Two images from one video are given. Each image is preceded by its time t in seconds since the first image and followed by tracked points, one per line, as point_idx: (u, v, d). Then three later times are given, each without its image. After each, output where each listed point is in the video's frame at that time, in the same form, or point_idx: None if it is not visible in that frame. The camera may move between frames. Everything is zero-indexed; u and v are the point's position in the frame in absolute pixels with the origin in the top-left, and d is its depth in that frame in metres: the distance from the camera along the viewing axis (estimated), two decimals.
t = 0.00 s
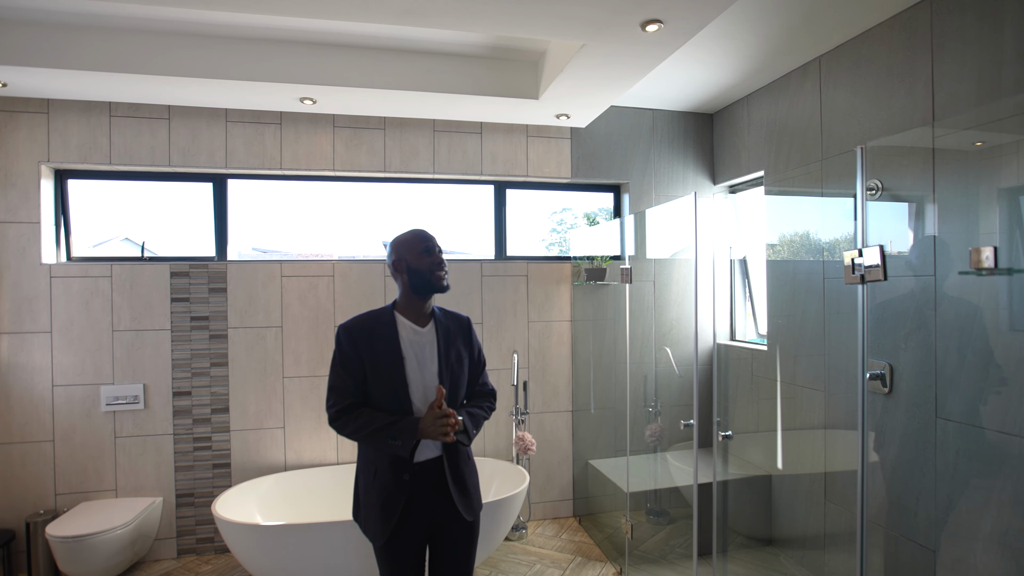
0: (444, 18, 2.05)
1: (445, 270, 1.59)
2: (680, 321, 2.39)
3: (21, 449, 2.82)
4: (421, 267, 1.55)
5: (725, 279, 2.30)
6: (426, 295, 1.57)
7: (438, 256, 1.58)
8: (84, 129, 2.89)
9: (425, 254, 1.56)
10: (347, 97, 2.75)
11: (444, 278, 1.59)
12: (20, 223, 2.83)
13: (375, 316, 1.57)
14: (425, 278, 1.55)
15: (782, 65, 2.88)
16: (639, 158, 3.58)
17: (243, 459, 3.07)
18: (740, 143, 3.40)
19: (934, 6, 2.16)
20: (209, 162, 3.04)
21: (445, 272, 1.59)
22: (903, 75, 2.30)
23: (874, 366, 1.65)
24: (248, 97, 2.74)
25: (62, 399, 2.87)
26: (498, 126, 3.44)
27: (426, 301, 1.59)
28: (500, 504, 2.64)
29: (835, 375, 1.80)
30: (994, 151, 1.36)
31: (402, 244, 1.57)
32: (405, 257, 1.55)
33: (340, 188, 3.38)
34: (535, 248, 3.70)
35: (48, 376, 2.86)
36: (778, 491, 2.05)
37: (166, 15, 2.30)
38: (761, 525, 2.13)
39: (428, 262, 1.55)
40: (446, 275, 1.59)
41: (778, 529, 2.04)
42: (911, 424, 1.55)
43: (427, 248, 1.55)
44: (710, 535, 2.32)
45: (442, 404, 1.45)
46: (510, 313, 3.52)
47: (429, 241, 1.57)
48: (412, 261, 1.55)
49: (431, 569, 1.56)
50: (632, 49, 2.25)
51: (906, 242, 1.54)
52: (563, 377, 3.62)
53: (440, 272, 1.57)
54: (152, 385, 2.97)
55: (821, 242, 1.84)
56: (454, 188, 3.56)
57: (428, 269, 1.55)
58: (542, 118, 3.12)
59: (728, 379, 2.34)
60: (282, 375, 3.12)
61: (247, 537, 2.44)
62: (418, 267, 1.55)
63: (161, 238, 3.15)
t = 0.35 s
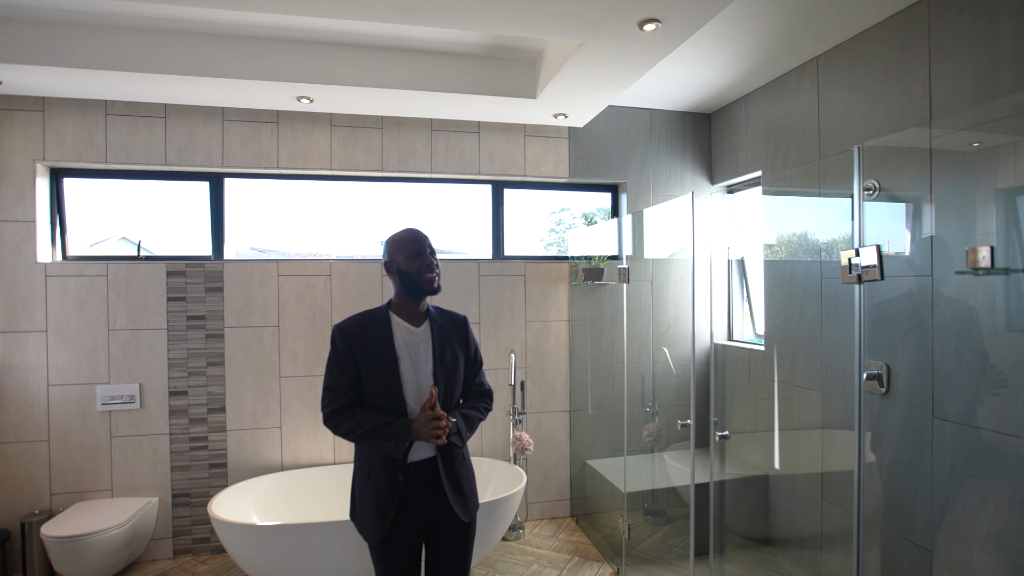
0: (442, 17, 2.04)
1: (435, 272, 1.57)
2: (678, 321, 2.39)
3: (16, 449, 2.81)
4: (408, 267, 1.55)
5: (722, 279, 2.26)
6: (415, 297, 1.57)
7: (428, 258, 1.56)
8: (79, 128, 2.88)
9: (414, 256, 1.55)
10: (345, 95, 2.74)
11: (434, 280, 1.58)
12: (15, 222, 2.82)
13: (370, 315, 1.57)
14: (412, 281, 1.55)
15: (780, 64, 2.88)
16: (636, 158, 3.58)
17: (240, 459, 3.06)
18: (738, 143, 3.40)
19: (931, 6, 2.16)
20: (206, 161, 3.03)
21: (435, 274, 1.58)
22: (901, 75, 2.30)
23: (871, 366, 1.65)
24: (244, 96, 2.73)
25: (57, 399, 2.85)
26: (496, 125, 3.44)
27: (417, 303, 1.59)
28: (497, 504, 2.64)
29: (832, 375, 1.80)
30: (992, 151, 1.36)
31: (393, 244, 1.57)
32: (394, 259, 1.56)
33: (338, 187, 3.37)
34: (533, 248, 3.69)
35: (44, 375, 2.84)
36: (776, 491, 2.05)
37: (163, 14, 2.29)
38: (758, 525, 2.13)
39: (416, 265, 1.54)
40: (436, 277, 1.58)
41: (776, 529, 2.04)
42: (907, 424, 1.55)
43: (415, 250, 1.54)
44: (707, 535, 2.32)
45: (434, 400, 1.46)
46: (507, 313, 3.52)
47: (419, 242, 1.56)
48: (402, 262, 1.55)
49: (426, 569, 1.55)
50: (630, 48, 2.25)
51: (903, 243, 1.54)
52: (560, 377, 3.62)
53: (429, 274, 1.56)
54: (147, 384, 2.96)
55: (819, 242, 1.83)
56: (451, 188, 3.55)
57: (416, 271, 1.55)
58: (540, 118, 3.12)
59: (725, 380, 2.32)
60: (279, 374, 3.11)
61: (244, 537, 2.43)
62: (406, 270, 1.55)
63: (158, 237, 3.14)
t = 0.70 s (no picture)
0: (442, 20, 2.05)
1: (411, 283, 1.56)
2: (677, 322, 2.41)
3: (18, 450, 2.82)
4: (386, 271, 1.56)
5: (721, 280, 2.27)
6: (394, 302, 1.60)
7: (406, 267, 1.55)
8: (81, 130, 2.89)
9: (393, 263, 1.55)
10: (345, 98, 2.76)
11: (410, 290, 1.57)
12: (17, 223, 2.83)
13: (369, 317, 1.57)
14: (390, 287, 1.57)
15: (779, 67, 2.90)
16: (636, 159, 3.60)
17: (241, 459, 3.07)
18: (737, 145, 3.41)
19: (928, 10, 2.18)
20: (207, 163, 3.04)
21: (412, 284, 1.56)
22: (898, 77, 2.32)
23: (870, 366, 1.67)
24: (246, 98, 2.74)
25: (59, 400, 2.86)
26: (496, 127, 3.45)
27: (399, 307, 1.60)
28: (497, 504, 2.65)
29: (830, 375, 1.82)
30: (987, 152, 1.37)
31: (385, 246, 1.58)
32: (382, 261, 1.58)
33: (338, 188, 3.39)
34: (533, 249, 3.70)
35: (45, 377, 2.85)
36: (775, 491, 2.07)
37: (164, 17, 2.31)
38: (757, 525, 2.15)
39: (392, 272, 1.55)
40: (410, 289, 1.56)
41: (775, 529, 2.05)
42: (905, 424, 1.57)
43: (392, 258, 1.53)
44: (707, 534, 2.34)
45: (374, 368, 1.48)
46: (507, 313, 3.53)
47: (399, 250, 1.53)
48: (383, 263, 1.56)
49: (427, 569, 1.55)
50: (630, 51, 2.27)
51: (901, 244, 1.56)
52: (560, 377, 3.63)
53: (403, 284, 1.56)
54: (149, 385, 2.97)
55: (818, 242, 1.85)
56: (451, 189, 3.57)
57: (392, 279, 1.56)
58: (540, 120, 3.13)
59: (724, 380, 2.33)
60: (280, 375, 3.12)
61: (245, 538, 2.44)
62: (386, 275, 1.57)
63: (159, 238, 3.15)
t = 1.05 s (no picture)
0: (442, 21, 2.06)
1: (422, 280, 1.56)
2: (676, 322, 2.42)
3: (17, 450, 2.81)
4: (394, 278, 1.53)
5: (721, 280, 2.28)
6: (405, 308, 1.57)
7: (413, 267, 1.54)
8: (80, 130, 2.89)
9: (399, 268, 1.53)
10: (345, 98, 2.76)
11: (423, 288, 1.57)
12: (16, 224, 2.83)
13: (364, 318, 1.58)
14: (401, 294, 1.54)
15: (778, 68, 2.90)
16: (635, 159, 3.60)
17: (240, 460, 3.07)
18: (736, 145, 3.42)
19: (926, 11, 2.19)
20: (206, 163, 3.04)
21: (423, 282, 1.57)
22: (896, 78, 2.32)
23: (868, 366, 1.67)
24: (245, 99, 2.74)
25: (58, 400, 2.86)
26: (495, 127, 3.45)
27: (409, 311, 1.59)
28: (497, 504, 2.65)
29: (829, 375, 1.82)
30: (986, 153, 1.37)
31: (376, 257, 1.54)
32: (381, 272, 1.54)
33: (338, 188, 3.39)
34: (532, 249, 3.71)
35: (45, 377, 2.85)
36: (774, 491, 2.07)
37: (164, 17, 2.31)
38: (757, 525, 2.15)
39: (402, 278, 1.53)
40: (424, 286, 1.56)
41: (774, 529, 2.06)
42: (903, 424, 1.57)
43: (398, 263, 1.51)
44: (706, 534, 2.34)
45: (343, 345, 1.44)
46: (506, 314, 3.53)
47: (402, 251, 1.53)
48: (388, 273, 1.53)
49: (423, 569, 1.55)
50: (629, 52, 2.27)
51: (899, 244, 1.56)
52: (559, 377, 3.64)
53: (416, 284, 1.55)
54: (148, 385, 2.97)
55: (817, 243, 1.85)
56: (451, 189, 3.57)
57: (403, 284, 1.53)
58: (539, 120, 3.14)
59: (723, 380, 2.33)
60: (279, 375, 3.12)
61: (245, 538, 2.45)
62: (394, 284, 1.53)
63: (158, 239, 3.15)
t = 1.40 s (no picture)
0: (441, 22, 2.06)
1: (409, 285, 1.54)
2: (675, 323, 2.43)
3: (16, 451, 2.81)
4: (381, 278, 1.53)
5: (720, 280, 2.29)
6: (394, 307, 1.58)
7: (400, 270, 1.53)
8: (80, 131, 2.89)
9: (385, 268, 1.52)
10: (345, 99, 2.76)
11: (410, 292, 1.55)
12: (15, 224, 2.83)
13: (361, 319, 1.59)
14: (388, 294, 1.55)
15: (777, 68, 2.91)
16: (634, 159, 3.61)
17: (239, 460, 3.07)
18: (734, 146, 3.43)
19: (923, 13, 2.20)
20: (206, 163, 3.04)
21: (411, 286, 1.55)
22: (894, 79, 2.33)
23: (866, 366, 1.68)
24: (244, 99, 2.74)
25: (58, 401, 2.86)
26: (494, 128, 3.46)
27: (400, 311, 1.59)
28: (496, 504, 2.65)
29: (827, 375, 1.83)
30: (983, 154, 1.38)
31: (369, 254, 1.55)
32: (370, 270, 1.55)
33: (337, 189, 3.40)
34: (531, 249, 3.71)
35: (44, 378, 2.85)
36: (773, 491, 2.08)
37: (164, 18, 2.31)
38: (756, 524, 2.16)
39: (386, 279, 1.53)
40: (410, 291, 1.54)
41: (773, 528, 2.06)
42: (902, 424, 1.58)
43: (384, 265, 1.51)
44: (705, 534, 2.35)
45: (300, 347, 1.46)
46: (506, 314, 3.54)
47: (389, 253, 1.52)
48: (375, 272, 1.53)
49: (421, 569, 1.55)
50: (628, 53, 2.27)
51: (898, 244, 1.57)
52: (558, 377, 3.64)
53: (402, 288, 1.54)
54: (148, 386, 2.97)
55: (815, 243, 1.86)
56: (450, 190, 3.57)
57: (388, 285, 1.53)
58: (538, 121, 3.14)
59: (722, 380, 2.33)
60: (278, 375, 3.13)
61: (244, 538, 2.45)
62: (380, 284, 1.54)
63: (158, 239, 3.16)
